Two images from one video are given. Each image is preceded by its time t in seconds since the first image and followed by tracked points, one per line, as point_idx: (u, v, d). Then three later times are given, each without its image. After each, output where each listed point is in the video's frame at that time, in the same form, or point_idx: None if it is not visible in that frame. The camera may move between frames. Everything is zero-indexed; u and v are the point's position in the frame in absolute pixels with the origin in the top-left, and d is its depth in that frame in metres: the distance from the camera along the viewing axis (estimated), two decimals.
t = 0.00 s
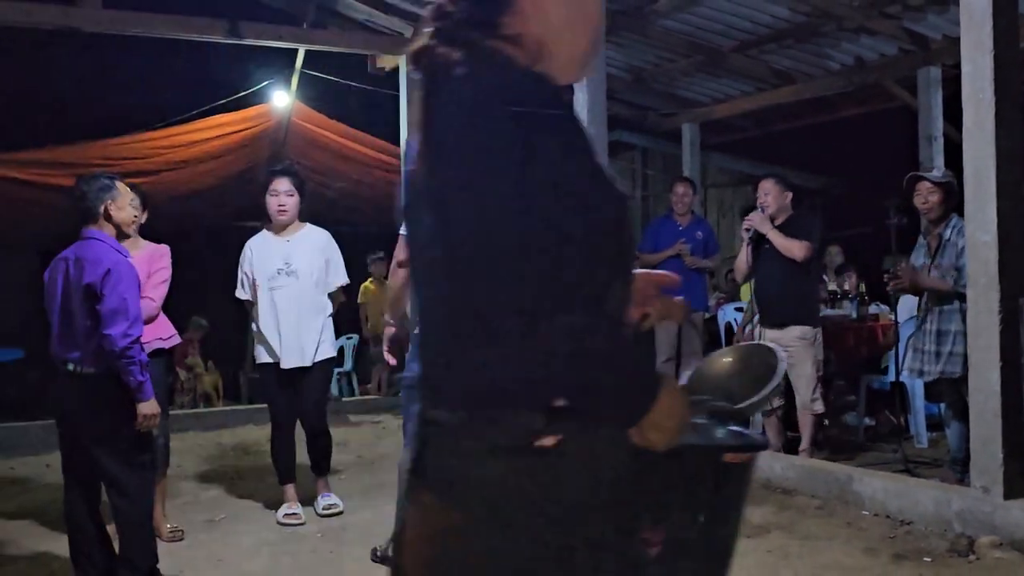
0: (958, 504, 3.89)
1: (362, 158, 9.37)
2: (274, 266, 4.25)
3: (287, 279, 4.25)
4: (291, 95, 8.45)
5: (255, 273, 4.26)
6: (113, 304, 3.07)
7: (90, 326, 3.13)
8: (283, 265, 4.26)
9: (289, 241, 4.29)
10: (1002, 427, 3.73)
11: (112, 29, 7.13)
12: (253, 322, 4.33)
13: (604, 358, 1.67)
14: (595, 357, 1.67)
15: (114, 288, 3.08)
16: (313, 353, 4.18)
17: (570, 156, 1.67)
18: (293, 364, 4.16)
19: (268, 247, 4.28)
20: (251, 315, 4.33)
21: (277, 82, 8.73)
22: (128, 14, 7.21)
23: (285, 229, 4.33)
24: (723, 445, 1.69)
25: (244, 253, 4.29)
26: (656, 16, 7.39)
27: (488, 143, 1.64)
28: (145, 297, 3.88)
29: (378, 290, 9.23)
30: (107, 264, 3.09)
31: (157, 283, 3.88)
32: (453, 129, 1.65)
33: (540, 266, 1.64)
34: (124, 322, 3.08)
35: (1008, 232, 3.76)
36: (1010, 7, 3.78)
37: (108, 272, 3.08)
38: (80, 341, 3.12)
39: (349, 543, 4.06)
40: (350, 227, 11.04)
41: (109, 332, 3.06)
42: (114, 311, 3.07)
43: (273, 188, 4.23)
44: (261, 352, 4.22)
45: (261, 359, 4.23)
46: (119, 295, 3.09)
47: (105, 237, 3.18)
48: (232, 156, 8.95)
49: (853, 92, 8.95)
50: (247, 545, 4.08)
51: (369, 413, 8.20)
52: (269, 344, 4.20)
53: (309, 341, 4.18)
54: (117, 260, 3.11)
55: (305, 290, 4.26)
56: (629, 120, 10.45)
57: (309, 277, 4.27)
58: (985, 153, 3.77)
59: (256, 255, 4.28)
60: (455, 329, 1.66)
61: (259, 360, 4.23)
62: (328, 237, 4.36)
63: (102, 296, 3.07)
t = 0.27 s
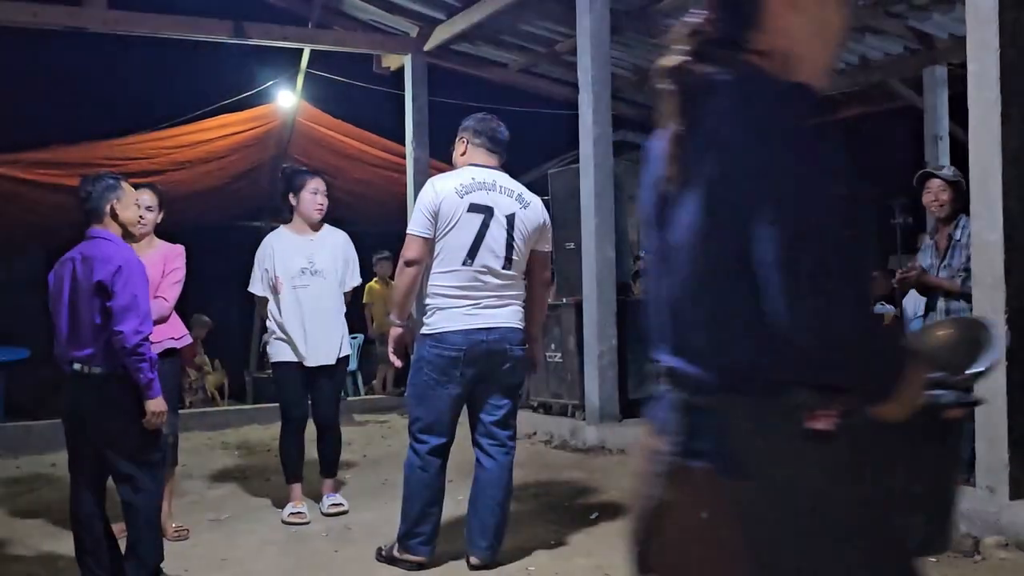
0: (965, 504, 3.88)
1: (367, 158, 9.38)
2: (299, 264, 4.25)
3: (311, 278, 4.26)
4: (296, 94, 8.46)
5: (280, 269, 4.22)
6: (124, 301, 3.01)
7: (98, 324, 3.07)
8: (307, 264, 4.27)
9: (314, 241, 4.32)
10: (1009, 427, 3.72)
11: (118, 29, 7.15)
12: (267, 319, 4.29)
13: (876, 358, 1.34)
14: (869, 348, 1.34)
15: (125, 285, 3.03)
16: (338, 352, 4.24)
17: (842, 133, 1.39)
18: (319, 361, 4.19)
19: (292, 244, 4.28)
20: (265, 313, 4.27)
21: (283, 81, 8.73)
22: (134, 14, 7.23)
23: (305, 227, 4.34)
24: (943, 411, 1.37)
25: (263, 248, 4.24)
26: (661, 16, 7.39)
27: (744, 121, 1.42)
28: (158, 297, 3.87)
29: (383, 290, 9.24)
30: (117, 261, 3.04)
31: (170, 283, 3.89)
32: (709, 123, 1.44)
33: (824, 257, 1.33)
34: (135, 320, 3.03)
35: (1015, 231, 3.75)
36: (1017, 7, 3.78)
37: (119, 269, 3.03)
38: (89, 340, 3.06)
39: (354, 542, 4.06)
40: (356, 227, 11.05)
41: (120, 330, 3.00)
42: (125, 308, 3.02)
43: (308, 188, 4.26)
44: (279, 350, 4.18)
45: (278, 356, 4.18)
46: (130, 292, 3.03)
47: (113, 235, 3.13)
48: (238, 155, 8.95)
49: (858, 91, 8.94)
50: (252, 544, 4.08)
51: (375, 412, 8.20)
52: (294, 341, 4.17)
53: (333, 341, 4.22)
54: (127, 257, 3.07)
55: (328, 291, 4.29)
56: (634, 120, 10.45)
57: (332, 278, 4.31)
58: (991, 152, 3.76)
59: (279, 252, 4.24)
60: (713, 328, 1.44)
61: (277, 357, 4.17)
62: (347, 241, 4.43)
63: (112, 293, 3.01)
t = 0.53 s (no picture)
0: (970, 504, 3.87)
1: (373, 158, 9.38)
2: (314, 264, 4.25)
3: (326, 278, 4.27)
4: (302, 93, 8.43)
5: (295, 268, 4.23)
6: (150, 298, 3.05)
7: (119, 322, 3.09)
8: (322, 264, 4.27)
9: (329, 240, 4.34)
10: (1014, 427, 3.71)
11: (124, 29, 7.17)
12: (280, 317, 4.29)
13: None
14: None
15: (150, 282, 3.07)
16: (350, 351, 4.23)
17: None
18: (332, 360, 4.19)
19: (306, 243, 4.29)
20: (280, 311, 4.28)
21: (288, 80, 8.74)
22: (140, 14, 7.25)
23: (321, 226, 4.36)
24: None
25: (277, 246, 4.26)
26: (666, 16, 7.38)
27: None
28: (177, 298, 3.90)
29: (388, 289, 9.24)
30: (141, 258, 3.08)
31: (185, 283, 3.92)
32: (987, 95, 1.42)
33: None
34: (161, 316, 3.08)
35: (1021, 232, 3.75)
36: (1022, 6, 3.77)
37: (143, 266, 3.07)
38: (111, 338, 3.08)
39: (358, 541, 4.07)
40: (361, 226, 11.06)
41: (147, 326, 3.04)
42: (152, 304, 3.06)
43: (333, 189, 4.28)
44: (294, 348, 4.18)
45: (293, 354, 4.18)
46: (155, 289, 3.08)
47: (131, 234, 3.16)
48: (245, 155, 8.97)
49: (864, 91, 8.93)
50: (257, 543, 4.09)
51: (380, 411, 8.21)
52: (309, 340, 4.17)
53: (347, 339, 4.24)
54: (149, 255, 3.11)
55: (341, 291, 4.30)
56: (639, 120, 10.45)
57: (346, 277, 4.32)
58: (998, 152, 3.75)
59: (294, 252, 4.25)
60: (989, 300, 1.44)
61: (292, 355, 4.18)
62: (361, 242, 4.43)
63: (138, 290, 3.05)
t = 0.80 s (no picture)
0: (975, 504, 3.87)
1: (378, 157, 9.38)
2: (323, 262, 4.26)
3: (334, 277, 4.28)
4: (308, 93, 8.44)
5: (303, 266, 4.23)
6: (173, 297, 3.05)
7: (141, 320, 3.09)
8: (330, 262, 4.28)
9: (336, 240, 4.35)
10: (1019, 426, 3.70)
11: (130, 28, 7.18)
12: (285, 316, 4.28)
13: None
14: None
15: (173, 282, 3.07)
16: (357, 350, 4.25)
17: None
18: (340, 358, 4.20)
19: (313, 242, 4.29)
20: (286, 309, 4.27)
21: (294, 80, 8.74)
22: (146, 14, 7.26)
23: (327, 225, 4.37)
24: None
25: (283, 246, 4.25)
26: (671, 15, 7.38)
27: None
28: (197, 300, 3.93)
29: (393, 288, 9.25)
30: (164, 257, 3.07)
31: (202, 283, 3.95)
32: None
33: None
34: (185, 316, 3.08)
35: None
36: None
37: (167, 265, 3.06)
38: (132, 336, 3.07)
39: (363, 540, 4.08)
40: (366, 226, 11.07)
41: (170, 326, 3.05)
42: (176, 305, 3.06)
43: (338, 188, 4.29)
44: (300, 347, 4.17)
45: (300, 354, 4.16)
46: (178, 289, 3.08)
47: (151, 232, 3.15)
48: (251, 155, 8.98)
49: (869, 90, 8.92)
50: (263, 542, 4.10)
51: (385, 411, 8.22)
52: (318, 338, 4.17)
53: (354, 338, 4.26)
54: (172, 254, 3.10)
55: (348, 290, 4.31)
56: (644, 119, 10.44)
57: (353, 277, 4.33)
58: (1004, 149, 3.73)
59: (302, 250, 4.25)
60: None
61: (299, 353, 4.16)
62: (365, 243, 4.46)
63: (161, 291, 3.05)
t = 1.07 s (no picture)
0: (981, 503, 3.86)
1: (383, 156, 9.38)
2: (315, 261, 4.26)
3: (328, 275, 4.28)
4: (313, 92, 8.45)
5: (295, 266, 4.24)
6: (192, 299, 3.09)
7: (156, 320, 3.11)
8: (323, 261, 4.28)
9: (330, 238, 4.34)
10: None
11: (136, 27, 7.18)
12: (280, 315, 4.30)
13: None
14: None
15: (192, 285, 3.10)
16: (351, 348, 4.24)
17: None
18: (332, 357, 4.20)
19: (308, 241, 4.30)
20: (280, 309, 4.29)
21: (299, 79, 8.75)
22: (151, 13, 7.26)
23: (322, 223, 4.37)
24: None
25: (277, 245, 4.26)
26: (676, 13, 7.37)
27: None
28: (211, 299, 3.95)
29: (398, 287, 9.25)
30: (183, 259, 3.09)
31: (214, 283, 3.97)
32: None
33: None
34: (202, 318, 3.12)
35: None
36: None
37: (186, 267, 3.09)
38: (146, 335, 3.09)
39: (367, 539, 4.08)
40: (371, 225, 11.08)
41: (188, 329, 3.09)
42: (194, 308, 3.10)
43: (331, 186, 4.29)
44: (294, 347, 4.20)
45: (294, 354, 4.19)
46: (196, 291, 3.11)
47: (167, 231, 3.17)
48: (255, 154, 8.99)
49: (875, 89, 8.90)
50: (267, 540, 4.10)
51: (389, 409, 8.22)
52: (311, 338, 4.18)
53: (347, 337, 4.24)
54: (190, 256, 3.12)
55: (344, 288, 4.30)
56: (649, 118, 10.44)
57: (348, 274, 4.32)
58: (1011, 147, 3.72)
59: (294, 249, 4.26)
60: None
61: (292, 353, 4.19)
62: (362, 238, 4.44)
63: (180, 293, 3.07)
